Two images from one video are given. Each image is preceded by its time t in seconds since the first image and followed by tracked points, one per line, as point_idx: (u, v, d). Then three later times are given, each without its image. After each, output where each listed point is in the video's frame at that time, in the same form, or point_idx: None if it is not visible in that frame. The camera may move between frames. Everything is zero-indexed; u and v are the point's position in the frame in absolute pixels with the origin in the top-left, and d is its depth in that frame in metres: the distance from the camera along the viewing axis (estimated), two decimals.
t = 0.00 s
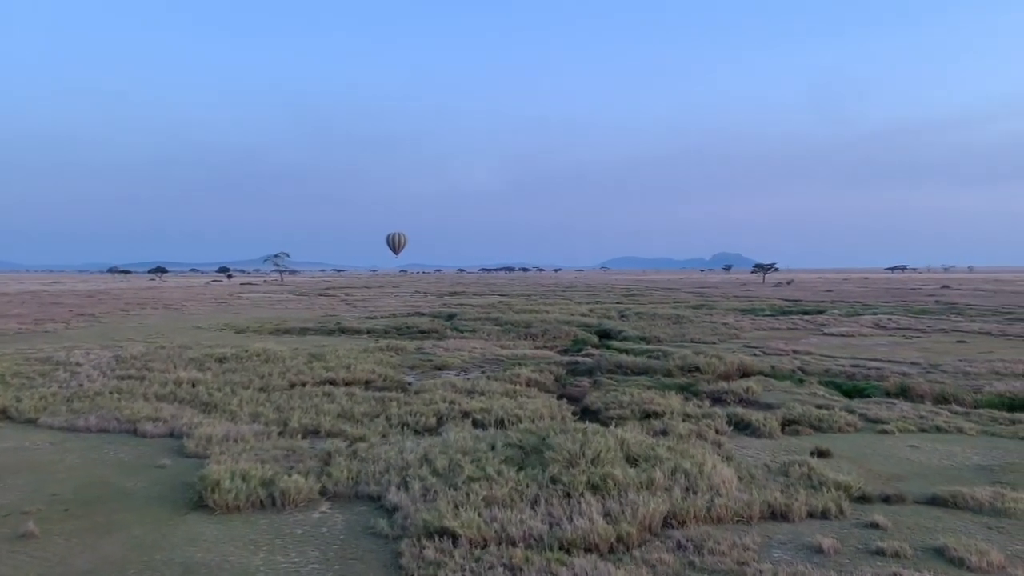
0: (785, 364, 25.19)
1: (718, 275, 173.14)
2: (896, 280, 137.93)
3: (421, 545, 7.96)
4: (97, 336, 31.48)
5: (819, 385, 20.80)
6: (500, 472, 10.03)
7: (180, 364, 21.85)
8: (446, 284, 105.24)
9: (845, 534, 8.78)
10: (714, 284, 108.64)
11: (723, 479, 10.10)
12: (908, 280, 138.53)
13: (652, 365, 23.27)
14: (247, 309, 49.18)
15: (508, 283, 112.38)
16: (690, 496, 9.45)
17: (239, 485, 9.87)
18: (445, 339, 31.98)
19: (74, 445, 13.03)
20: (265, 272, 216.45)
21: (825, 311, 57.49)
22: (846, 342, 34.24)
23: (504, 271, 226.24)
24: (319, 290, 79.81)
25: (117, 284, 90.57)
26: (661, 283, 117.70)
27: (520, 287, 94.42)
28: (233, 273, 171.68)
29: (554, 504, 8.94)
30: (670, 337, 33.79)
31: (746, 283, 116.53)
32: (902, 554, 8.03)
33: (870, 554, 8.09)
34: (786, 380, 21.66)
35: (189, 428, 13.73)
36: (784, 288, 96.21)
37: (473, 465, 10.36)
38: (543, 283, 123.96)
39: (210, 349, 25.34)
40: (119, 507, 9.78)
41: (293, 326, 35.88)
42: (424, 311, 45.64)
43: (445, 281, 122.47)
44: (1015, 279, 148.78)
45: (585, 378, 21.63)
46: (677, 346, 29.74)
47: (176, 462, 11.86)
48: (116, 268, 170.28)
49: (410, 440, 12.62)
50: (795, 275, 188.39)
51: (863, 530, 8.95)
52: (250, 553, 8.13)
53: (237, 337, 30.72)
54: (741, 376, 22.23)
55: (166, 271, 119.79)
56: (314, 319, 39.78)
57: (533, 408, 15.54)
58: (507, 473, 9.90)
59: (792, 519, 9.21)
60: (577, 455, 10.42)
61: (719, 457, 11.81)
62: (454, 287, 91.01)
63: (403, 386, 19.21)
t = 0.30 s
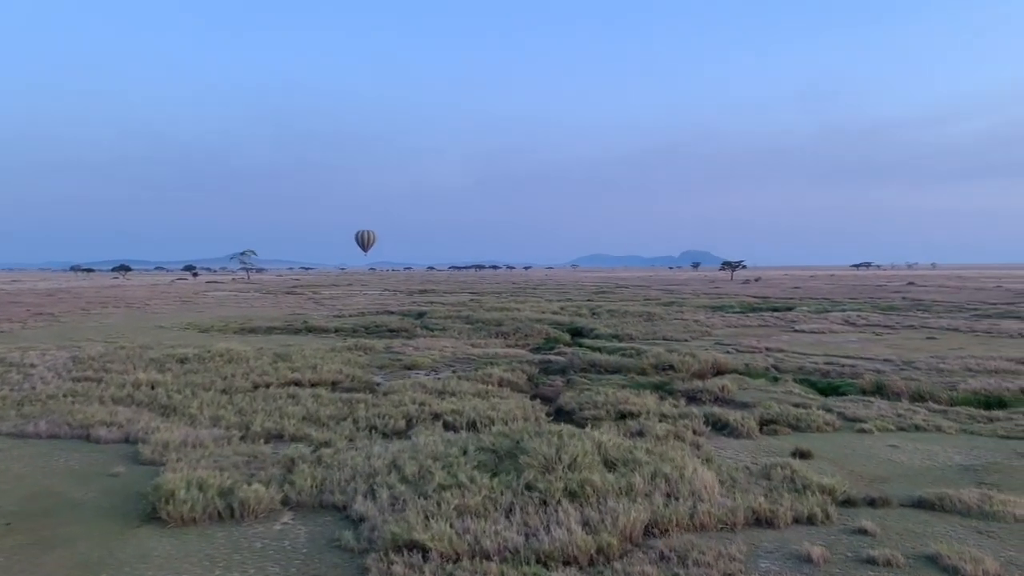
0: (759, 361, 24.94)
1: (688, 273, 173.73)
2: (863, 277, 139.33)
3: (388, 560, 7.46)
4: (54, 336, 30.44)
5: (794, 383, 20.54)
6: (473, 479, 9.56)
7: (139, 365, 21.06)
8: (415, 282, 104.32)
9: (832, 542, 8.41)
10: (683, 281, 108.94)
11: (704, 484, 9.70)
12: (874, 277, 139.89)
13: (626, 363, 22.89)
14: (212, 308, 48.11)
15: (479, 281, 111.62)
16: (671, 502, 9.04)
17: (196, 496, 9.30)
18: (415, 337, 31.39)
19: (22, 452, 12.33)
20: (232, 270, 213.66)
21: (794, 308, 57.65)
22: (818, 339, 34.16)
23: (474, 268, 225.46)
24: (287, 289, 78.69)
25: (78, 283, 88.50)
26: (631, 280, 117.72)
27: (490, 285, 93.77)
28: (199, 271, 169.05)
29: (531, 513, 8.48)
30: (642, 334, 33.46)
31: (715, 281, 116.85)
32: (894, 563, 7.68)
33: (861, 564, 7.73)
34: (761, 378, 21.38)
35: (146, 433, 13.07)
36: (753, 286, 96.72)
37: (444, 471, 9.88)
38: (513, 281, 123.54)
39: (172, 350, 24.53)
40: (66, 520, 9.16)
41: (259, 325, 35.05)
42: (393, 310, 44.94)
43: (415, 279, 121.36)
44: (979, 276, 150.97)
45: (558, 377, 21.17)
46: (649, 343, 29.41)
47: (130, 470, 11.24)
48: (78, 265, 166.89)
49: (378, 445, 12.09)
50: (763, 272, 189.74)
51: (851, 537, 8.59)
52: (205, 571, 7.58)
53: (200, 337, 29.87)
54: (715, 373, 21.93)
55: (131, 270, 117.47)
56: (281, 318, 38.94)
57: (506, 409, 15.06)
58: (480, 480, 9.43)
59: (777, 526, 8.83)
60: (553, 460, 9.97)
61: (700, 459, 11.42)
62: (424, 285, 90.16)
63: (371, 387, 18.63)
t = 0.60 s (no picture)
0: (722, 359, 24.77)
1: (646, 271, 174.72)
2: (817, 275, 141.21)
3: None
4: None
5: (758, 382, 20.33)
6: (434, 488, 9.06)
7: (82, 367, 20.11)
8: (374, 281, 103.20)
9: (811, 551, 8.06)
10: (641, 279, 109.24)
11: (676, 490, 9.31)
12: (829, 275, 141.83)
13: (588, 363, 22.52)
14: (163, 307, 46.78)
15: (438, 280, 110.75)
16: (644, 510, 8.63)
17: (136, 509, 8.66)
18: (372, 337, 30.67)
19: None
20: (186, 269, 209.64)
21: (753, 305, 57.97)
22: (778, 336, 34.16)
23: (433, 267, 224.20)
24: (242, 287, 77.09)
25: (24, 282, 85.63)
26: (590, 278, 117.82)
27: (449, 283, 93.02)
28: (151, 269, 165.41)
29: (496, 525, 7.99)
30: (604, 332, 33.17)
31: (674, 279, 117.40)
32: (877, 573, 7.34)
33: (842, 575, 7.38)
34: (724, 376, 21.15)
35: (85, 441, 12.33)
36: (711, 284, 97.20)
37: (404, 480, 9.36)
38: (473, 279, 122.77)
39: (118, 350, 23.56)
40: None
41: (211, 324, 34.02)
42: (350, 308, 44.13)
43: (373, 277, 119.96)
44: (930, 274, 153.98)
45: (520, 377, 20.72)
46: (611, 342, 29.11)
47: (66, 481, 10.53)
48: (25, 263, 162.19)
49: (334, 452, 11.51)
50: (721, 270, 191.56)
51: (830, 546, 8.25)
52: None
53: (149, 337, 28.87)
54: (679, 372, 21.65)
55: (79, 268, 114.34)
56: (234, 318, 37.91)
57: (467, 412, 14.55)
58: (442, 489, 8.93)
59: (753, 534, 8.47)
60: (518, 466, 9.50)
61: (670, 463, 11.05)
62: (382, 284, 89.09)
63: (327, 389, 17.98)
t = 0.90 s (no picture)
0: (684, 359, 24.52)
1: (604, 271, 175.25)
2: (772, 275, 142.87)
3: None
4: None
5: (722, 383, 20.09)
6: (394, 502, 8.54)
7: (20, 370, 19.13)
8: (331, 280, 101.75)
9: (791, 564, 7.70)
10: (599, 279, 109.41)
11: (648, 500, 8.91)
12: (784, 275, 143.48)
13: (551, 364, 22.09)
14: (111, 306, 45.31)
15: (396, 280, 109.54)
16: (615, 522, 8.20)
17: (69, 527, 7.99)
18: (328, 338, 29.89)
19: None
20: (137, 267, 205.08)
21: (711, 305, 58.16)
22: (738, 336, 34.13)
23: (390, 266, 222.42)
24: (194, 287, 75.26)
25: None
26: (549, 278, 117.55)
27: (407, 283, 91.98)
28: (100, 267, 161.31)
29: (460, 541, 7.50)
30: (564, 333, 32.78)
31: (631, 279, 117.68)
32: None
33: None
34: (688, 377, 20.88)
35: (18, 450, 11.53)
36: (669, 283, 97.57)
37: (362, 493, 8.82)
38: (430, 278, 121.70)
39: (60, 352, 22.52)
40: None
41: (160, 325, 32.90)
42: (306, 308, 43.17)
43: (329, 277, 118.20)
44: (881, 273, 156.65)
45: (482, 379, 20.20)
46: (572, 342, 28.73)
47: None
48: None
49: (287, 462, 10.91)
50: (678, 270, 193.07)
51: (810, 558, 7.89)
52: None
53: (94, 338, 27.75)
54: (642, 373, 21.33)
55: (24, 266, 110.92)
56: (185, 318, 36.79)
57: (427, 416, 14.01)
58: (403, 503, 8.40)
59: (728, 546, 8.10)
60: (483, 476, 9.01)
61: (639, 470, 10.66)
62: (338, 283, 87.73)
63: (281, 393, 17.29)
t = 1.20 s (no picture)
0: (656, 360, 24.22)
1: (572, 271, 175.27)
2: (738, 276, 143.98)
3: None
4: None
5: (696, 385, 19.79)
6: (364, 516, 8.02)
7: None
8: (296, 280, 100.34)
9: None
10: (568, 279, 109.51)
11: (632, 511, 8.47)
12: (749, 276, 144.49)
13: (522, 365, 21.65)
14: (69, 305, 44.11)
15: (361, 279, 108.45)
16: (599, 536, 7.75)
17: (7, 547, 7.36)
18: (293, 338, 29.18)
19: None
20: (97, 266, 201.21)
21: (680, 305, 58.17)
22: (708, 336, 33.96)
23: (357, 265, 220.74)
24: (156, 286, 73.79)
25: None
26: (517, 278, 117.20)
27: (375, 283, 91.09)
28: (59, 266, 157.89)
29: (434, 559, 7.00)
30: (535, 333, 32.33)
31: (598, 279, 117.56)
32: None
33: None
34: (662, 379, 20.53)
35: None
36: (636, 284, 97.95)
37: (329, 507, 8.29)
38: (398, 277, 120.80)
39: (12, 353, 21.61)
40: None
41: (118, 325, 31.92)
42: (269, 308, 42.20)
43: (294, 276, 116.76)
44: (841, 274, 158.86)
45: (452, 382, 19.68)
46: (543, 343, 28.31)
47: None
48: None
49: (250, 473, 10.33)
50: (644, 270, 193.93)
51: (803, 572, 7.50)
52: None
53: (49, 338, 26.79)
54: (614, 374, 20.97)
55: None
56: (145, 317, 35.82)
57: (396, 421, 13.48)
58: (372, 517, 7.88)
59: (718, 561, 7.68)
60: (458, 488, 8.52)
61: (620, 477, 10.23)
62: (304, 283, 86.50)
63: (243, 397, 16.61)
